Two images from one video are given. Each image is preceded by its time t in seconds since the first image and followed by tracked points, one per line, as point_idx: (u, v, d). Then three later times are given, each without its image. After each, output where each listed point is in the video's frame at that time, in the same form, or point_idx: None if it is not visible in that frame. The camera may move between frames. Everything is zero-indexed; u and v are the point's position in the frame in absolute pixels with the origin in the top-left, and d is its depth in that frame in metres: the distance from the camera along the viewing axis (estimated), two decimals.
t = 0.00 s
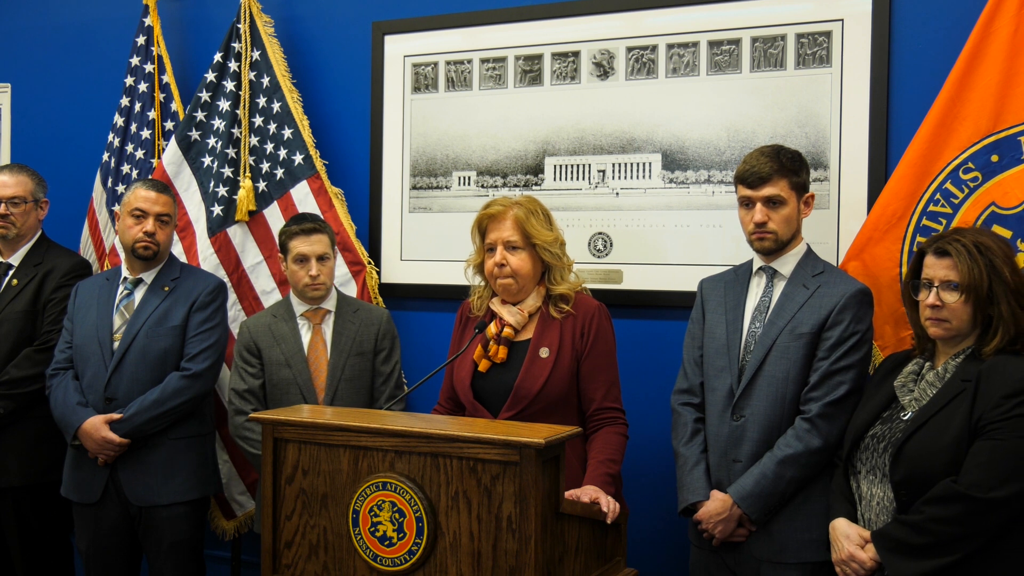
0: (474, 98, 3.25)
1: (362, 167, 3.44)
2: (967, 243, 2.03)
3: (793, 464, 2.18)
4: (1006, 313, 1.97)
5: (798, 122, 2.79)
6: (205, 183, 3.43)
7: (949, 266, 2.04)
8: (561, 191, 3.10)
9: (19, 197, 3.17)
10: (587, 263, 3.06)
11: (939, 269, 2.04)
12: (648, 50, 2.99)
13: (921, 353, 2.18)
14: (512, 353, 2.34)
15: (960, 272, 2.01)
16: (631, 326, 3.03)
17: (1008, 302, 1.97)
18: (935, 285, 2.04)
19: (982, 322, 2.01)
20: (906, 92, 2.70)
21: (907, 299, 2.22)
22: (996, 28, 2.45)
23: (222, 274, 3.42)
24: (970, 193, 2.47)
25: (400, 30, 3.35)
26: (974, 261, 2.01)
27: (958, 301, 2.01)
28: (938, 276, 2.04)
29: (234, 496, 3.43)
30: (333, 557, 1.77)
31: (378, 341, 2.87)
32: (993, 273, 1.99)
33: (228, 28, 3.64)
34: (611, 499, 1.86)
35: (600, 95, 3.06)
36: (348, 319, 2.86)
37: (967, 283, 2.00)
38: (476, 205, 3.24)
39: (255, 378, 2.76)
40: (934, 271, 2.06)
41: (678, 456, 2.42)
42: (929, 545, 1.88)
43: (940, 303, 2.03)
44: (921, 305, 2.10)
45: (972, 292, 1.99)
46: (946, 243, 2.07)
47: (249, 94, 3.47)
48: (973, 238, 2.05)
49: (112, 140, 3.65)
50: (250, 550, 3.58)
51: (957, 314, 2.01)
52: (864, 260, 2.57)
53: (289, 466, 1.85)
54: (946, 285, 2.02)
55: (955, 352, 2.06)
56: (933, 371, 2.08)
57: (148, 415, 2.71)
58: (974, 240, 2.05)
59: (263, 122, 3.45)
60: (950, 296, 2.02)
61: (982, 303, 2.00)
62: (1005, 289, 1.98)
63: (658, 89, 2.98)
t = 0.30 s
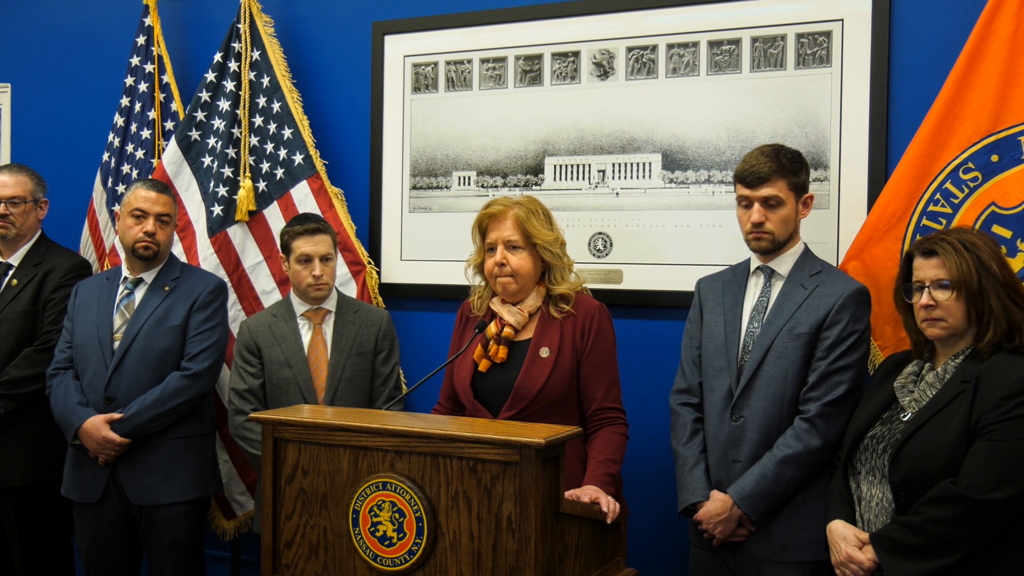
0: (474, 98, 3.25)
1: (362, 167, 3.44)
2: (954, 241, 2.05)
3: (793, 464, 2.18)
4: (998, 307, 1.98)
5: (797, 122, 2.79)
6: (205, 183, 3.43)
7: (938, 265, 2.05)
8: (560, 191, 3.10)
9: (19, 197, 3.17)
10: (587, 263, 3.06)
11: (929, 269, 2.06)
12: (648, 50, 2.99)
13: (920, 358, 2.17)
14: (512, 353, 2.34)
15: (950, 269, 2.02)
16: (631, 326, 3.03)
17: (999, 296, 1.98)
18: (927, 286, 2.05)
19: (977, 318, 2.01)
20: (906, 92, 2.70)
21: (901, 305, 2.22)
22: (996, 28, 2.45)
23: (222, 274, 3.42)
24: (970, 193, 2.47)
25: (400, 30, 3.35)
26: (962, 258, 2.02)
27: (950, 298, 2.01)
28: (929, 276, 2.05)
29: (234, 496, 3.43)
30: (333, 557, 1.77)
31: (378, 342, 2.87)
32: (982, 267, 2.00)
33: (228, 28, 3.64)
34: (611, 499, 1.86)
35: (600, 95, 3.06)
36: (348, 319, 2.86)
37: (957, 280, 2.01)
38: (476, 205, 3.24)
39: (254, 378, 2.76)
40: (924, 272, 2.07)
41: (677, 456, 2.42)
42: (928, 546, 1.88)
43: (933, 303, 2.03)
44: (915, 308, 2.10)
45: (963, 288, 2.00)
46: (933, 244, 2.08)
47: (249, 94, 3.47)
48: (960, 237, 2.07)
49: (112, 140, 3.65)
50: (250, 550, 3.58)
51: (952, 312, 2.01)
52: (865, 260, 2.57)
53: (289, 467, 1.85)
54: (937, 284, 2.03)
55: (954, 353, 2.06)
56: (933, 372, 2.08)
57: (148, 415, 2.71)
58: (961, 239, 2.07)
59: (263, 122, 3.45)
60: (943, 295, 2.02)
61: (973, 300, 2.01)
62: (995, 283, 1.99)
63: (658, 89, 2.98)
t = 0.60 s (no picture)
0: (474, 98, 3.25)
1: (362, 167, 3.44)
2: (949, 241, 2.06)
3: (793, 464, 2.18)
4: (994, 306, 1.98)
5: (797, 122, 2.79)
6: (205, 183, 3.43)
7: (933, 264, 2.05)
8: (561, 191, 3.10)
9: (18, 197, 3.18)
10: (587, 263, 3.06)
11: (924, 269, 2.06)
12: (648, 50, 2.99)
13: (919, 359, 2.17)
14: (512, 352, 2.34)
15: (945, 268, 2.02)
16: (631, 326, 3.03)
17: (994, 295, 1.98)
18: (923, 285, 2.05)
19: (975, 315, 2.01)
20: (906, 92, 2.70)
21: (899, 306, 2.21)
22: (996, 28, 2.45)
23: (222, 274, 3.42)
24: (970, 193, 2.47)
25: (400, 30, 3.35)
26: (957, 257, 2.02)
27: (946, 297, 2.02)
28: (924, 276, 2.05)
29: (234, 496, 3.43)
30: (333, 557, 1.77)
31: (376, 342, 2.87)
32: (976, 265, 2.00)
33: (228, 28, 3.64)
34: (612, 499, 1.86)
35: (600, 95, 3.06)
36: (345, 319, 2.86)
37: (953, 278, 2.01)
38: (476, 205, 3.24)
39: (251, 377, 2.76)
40: (920, 272, 2.07)
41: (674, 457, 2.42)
42: (928, 547, 1.88)
43: (929, 302, 2.03)
44: (913, 309, 2.10)
45: (959, 286, 2.01)
46: (927, 244, 2.09)
47: (249, 94, 3.46)
48: (955, 237, 2.07)
49: (112, 140, 3.65)
50: (250, 550, 3.58)
51: (949, 310, 2.01)
52: (865, 260, 2.57)
53: (289, 467, 1.85)
54: (933, 283, 2.04)
55: (953, 353, 2.06)
56: (933, 372, 2.08)
57: (148, 415, 2.71)
58: (956, 239, 2.07)
59: (263, 122, 3.45)
60: (938, 293, 2.02)
61: (969, 298, 2.01)
62: (990, 280, 1.99)
63: (658, 89, 2.98)
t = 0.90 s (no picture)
0: (474, 98, 3.25)
1: (362, 167, 3.44)
2: (947, 241, 2.06)
3: (790, 462, 2.18)
4: (992, 305, 1.98)
5: (797, 122, 2.79)
6: (205, 183, 3.43)
7: (931, 264, 2.05)
8: (561, 191, 3.10)
9: (19, 197, 3.18)
10: (587, 263, 3.06)
11: (922, 269, 2.06)
12: (648, 50, 2.99)
13: (919, 360, 2.17)
14: (511, 352, 2.34)
15: (943, 267, 2.02)
16: (631, 326, 3.03)
17: (992, 294, 1.98)
18: (921, 285, 2.05)
19: (973, 314, 2.01)
20: (906, 92, 2.70)
21: (898, 307, 2.21)
22: (996, 28, 2.45)
23: (222, 274, 3.42)
24: (970, 194, 2.47)
25: (400, 30, 3.35)
26: (954, 257, 2.03)
27: (944, 296, 2.02)
28: (922, 276, 2.05)
29: (234, 496, 3.43)
30: (333, 557, 1.77)
31: (373, 343, 2.87)
32: (974, 264, 2.00)
33: (228, 28, 3.64)
34: (611, 499, 1.86)
35: (600, 95, 3.06)
36: (342, 320, 2.86)
37: (950, 278, 2.01)
38: (476, 205, 3.24)
39: (249, 378, 2.76)
40: (918, 272, 2.07)
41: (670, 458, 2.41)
42: (926, 546, 1.88)
43: (928, 302, 2.03)
44: (912, 309, 2.10)
45: (957, 286, 2.01)
46: (924, 244, 2.09)
47: (249, 94, 3.46)
48: (953, 237, 2.07)
49: (112, 140, 3.65)
50: (250, 550, 3.59)
51: (947, 309, 2.01)
52: (864, 260, 2.57)
53: (289, 467, 1.85)
54: (930, 283, 2.04)
55: (952, 353, 2.06)
56: (933, 372, 2.08)
57: (148, 415, 2.71)
58: (954, 239, 2.07)
59: (263, 122, 3.45)
60: (936, 293, 2.02)
61: (967, 298, 2.01)
62: (987, 279, 1.99)
63: (658, 89, 2.98)
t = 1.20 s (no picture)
0: (474, 97, 3.25)
1: (362, 167, 3.44)
2: (949, 241, 2.06)
3: (793, 463, 2.18)
4: (994, 305, 1.98)
5: (797, 122, 2.79)
6: (205, 183, 3.43)
7: (933, 264, 2.05)
8: (561, 191, 3.10)
9: (19, 197, 3.18)
10: (587, 263, 3.06)
11: (924, 269, 2.06)
12: (648, 50, 2.99)
13: (920, 360, 2.17)
14: (511, 352, 2.34)
15: (945, 267, 2.02)
16: (631, 326, 3.03)
17: (995, 294, 1.98)
18: (923, 285, 2.05)
19: (975, 315, 2.01)
20: (906, 92, 2.70)
21: (900, 307, 2.21)
22: (996, 28, 2.45)
23: (222, 274, 3.42)
24: (970, 193, 2.47)
25: (400, 30, 3.35)
26: (956, 257, 2.03)
27: (946, 296, 2.02)
28: (924, 276, 2.06)
29: (234, 496, 3.43)
30: (333, 557, 1.77)
31: (371, 343, 2.87)
32: (976, 264, 2.00)
33: (228, 28, 3.64)
34: (611, 499, 1.86)
35: (600, 95, 3.06)
36: (341, 320, 2.86)
37: (953, 278, 2.01)
38: (476, 205, 3.24)
39: (247, 378, 2.75)
40: (920, 272, 2.07)
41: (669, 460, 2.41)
42: (926, 546, 1.88)
43: (930, 302, 2.03)
44: (914, 309, 2.10)
45: (958, 286, 2.01)
46: (927, 244, 2.09)
47: (249, 94, 3.46)
48: (955, 237, 2.07)
49: (112, 140, 3.65)
50: (250, 550, 3.59)
51: (949, 310, 2.01)
52: (865, 260, 2.57)
53: (289, 467, 1.85)
54: (933, 283, 2.04)
55: (954, 353, 2.06)
56: (935, 372, 2.08)
57: (149, 415, 2.71)
58: (956, 239, 2.07)
59: (263, 122, 3.45)
60: (939, 293, 2.02)
61: (970, 298, 2.00)
62: (989, 279, 1.99)
63: (658, 89, 2.98)
